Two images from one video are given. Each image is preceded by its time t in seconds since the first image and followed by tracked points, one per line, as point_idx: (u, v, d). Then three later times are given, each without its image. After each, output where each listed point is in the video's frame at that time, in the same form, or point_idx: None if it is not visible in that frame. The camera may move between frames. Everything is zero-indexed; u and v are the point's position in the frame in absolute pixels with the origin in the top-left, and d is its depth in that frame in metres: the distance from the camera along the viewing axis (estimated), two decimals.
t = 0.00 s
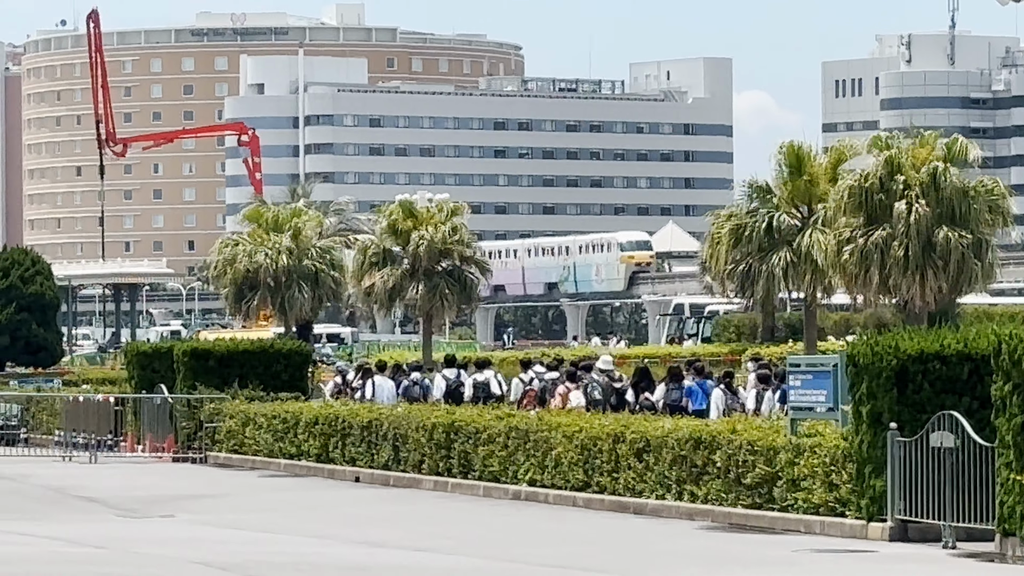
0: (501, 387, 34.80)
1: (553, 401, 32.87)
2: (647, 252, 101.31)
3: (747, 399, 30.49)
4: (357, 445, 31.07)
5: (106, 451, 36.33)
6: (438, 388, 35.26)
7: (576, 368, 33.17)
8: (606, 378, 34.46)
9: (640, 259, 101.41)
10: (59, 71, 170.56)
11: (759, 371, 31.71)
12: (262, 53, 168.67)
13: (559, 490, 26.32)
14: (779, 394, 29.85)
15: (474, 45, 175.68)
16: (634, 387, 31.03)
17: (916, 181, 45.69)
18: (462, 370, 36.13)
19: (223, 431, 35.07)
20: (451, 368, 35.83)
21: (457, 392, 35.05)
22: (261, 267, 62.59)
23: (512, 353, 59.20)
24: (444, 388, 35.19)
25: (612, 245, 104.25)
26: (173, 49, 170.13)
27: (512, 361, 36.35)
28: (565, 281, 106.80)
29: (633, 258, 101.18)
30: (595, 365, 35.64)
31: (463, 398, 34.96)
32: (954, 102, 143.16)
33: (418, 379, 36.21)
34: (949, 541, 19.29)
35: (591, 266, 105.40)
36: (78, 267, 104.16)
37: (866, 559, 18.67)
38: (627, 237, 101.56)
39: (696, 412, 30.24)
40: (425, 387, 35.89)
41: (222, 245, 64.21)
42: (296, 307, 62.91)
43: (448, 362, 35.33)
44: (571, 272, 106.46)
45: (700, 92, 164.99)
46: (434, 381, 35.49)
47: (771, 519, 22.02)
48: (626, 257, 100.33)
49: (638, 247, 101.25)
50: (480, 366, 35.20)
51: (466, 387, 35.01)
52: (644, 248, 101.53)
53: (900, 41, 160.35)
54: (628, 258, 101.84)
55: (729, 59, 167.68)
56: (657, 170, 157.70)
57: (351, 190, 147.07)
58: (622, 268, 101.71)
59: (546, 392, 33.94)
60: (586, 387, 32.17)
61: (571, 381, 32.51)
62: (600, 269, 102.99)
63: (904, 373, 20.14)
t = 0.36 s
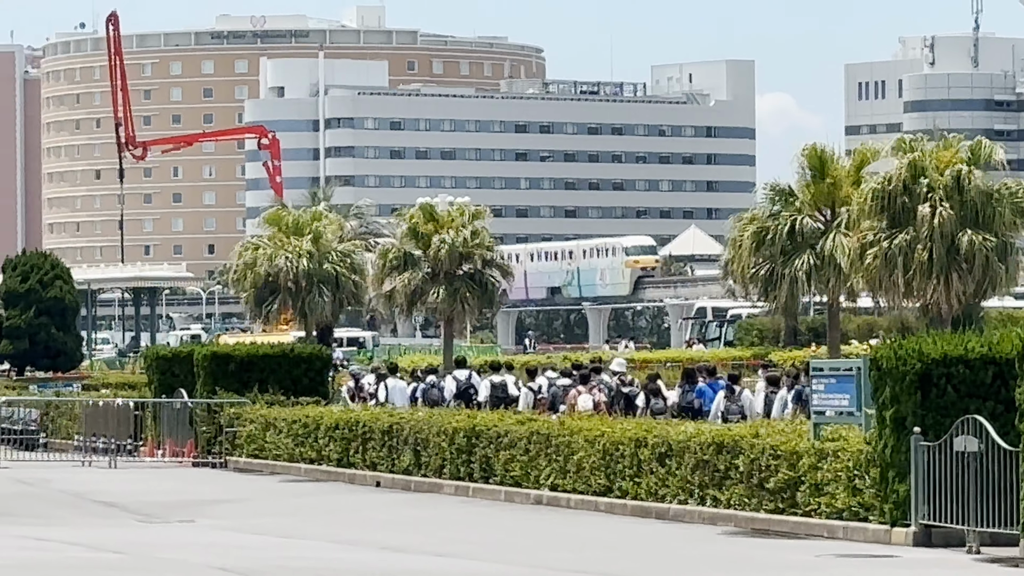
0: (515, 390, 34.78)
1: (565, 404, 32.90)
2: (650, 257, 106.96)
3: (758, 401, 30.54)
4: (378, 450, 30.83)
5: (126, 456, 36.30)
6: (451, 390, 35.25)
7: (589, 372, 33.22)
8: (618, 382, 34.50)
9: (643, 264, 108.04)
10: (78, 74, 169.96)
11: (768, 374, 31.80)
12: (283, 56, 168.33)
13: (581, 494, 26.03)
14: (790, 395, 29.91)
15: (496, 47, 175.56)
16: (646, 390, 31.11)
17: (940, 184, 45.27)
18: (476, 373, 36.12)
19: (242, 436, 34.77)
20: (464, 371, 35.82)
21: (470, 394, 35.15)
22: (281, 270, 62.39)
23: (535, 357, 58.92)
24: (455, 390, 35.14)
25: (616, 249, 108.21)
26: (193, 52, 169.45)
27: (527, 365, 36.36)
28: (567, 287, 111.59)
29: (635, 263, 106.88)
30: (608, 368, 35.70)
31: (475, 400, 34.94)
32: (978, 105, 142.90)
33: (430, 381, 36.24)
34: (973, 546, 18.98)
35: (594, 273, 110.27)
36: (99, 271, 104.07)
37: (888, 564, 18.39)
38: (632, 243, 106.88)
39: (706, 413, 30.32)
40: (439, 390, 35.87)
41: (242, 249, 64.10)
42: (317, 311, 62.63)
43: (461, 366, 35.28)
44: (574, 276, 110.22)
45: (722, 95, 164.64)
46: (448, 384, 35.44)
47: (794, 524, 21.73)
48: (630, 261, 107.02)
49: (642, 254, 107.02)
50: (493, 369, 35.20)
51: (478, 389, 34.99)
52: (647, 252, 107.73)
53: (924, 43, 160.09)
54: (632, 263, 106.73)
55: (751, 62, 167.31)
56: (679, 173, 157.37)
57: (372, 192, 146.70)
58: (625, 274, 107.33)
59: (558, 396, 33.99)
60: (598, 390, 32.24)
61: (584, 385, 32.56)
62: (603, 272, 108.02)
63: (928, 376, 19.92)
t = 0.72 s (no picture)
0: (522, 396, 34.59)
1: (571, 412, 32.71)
2: (648, 263, 109.44)
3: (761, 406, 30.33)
4: (390, 455, 30.58)
5: (136, 461, 35.65)
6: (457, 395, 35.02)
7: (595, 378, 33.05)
8: (625, 390, 34.30)
9: (640, 268, 110.18)
10: (89, 76, 169.26)
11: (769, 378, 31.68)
12: (294, 58, 167.68)
13: (594, 499, 25.80)
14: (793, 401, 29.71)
15: (508, 49, 174.99)
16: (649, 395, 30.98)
17: (954, 188, 44.98)
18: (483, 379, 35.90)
19: (254, 441, 34.64)
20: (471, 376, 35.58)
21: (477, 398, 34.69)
22: (293, 274, 62.25)
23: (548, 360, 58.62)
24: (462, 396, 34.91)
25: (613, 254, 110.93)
26: (203, 54, 168.29)
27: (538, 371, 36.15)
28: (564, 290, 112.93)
29: (631, 268, 109.02)
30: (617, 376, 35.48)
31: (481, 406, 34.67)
32: (993, 108, 142.77)
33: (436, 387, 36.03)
34: (989, 550, 18.75)
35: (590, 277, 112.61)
36: (108, 275, 103.88)
37: (903, 569, 18.17)
38: (629, 248, 109.99)
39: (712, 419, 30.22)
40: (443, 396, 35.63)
41: (253, 253, 63.82)
42: (329, 314, 62.53)
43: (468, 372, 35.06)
44: (570, 281, 112.79)
45: (736, 97, 164.25)
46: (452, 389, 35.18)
47: (809, 529, 21.48)
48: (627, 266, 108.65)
49: (639, 258, 109.17)
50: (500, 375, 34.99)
51: (484, 395, 34.75)
52: (645, 256, 109.93)
53: (938, 45, 159.80)
54: (629, 267, 109.41)
55: (765, 64, 166.83)
56: (693, 176, 156.83)
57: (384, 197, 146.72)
58: (622, 276, 109.18)
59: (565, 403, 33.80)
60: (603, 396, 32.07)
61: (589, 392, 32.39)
62: (600, 277, 110.04)
63: (943, 381, 19.72)
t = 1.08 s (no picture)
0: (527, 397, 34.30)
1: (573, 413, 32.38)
2: (642, 266, 108.28)
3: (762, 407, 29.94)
4: (400, 458, 30.20)
5: (145, 464, 35.58)
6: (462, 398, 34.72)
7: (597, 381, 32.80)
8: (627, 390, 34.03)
9: (636, 271, 108.98)
10: (97, 77, 168.47)
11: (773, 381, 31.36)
12: (305, 59, 166.85)
13: (606, 504, 25.43)
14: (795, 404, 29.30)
15: (518, 51, 174.33)
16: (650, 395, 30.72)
17: (969, 189, 44.55)
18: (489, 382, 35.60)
19: (263, 444, 34.14)
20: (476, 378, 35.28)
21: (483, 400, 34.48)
22: (303, 275, 61.83)
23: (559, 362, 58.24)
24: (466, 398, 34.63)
25: (607, 257, 109.89)
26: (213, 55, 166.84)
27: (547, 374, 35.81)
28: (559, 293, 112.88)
29: (625, 271, 108.22)
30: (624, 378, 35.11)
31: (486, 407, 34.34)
32: (1008, 109, 142.31)
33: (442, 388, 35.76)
34: (1004, 555, 18.39)
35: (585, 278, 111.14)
36: (116, 277, 103.33)
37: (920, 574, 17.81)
38: (624, 250, 108.90)
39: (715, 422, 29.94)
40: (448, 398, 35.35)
41: (263, 255, 63.51)
42: (339, 316, 62.20)
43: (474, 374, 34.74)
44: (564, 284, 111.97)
45: (749, 98, 163.67)
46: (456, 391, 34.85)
47: (823, 533, 21.12)
48: (622, 269, 108.28)
49: (634, 261, 109.02)
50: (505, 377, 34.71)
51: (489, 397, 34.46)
52: (641, 260, 109.35)
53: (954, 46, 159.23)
54: (622, 271, 108.48)
55: (778, 65, 166.19)
56: (705, 178, 155.89)
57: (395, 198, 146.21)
58: (616, 280, 109.12)
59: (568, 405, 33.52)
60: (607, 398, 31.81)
61: (591, 394, 32.10)
62: (594, 281, 110.10)
63: (958, 385, 19.34)
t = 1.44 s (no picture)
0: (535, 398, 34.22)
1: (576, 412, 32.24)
2: (638, 267, 107.90)
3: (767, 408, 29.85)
4: (413, 459, 30.03)
5: (158, 467, 35.32)
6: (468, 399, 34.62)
7: (602, 382, 32.72)
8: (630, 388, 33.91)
9: (631, 272, 108.12)
10: (109, 77, 168.37)
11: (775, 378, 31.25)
12: (318, 59, 166.59)
13: (621, 504, 25.24)
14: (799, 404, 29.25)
15: (532, 50, 174.15)
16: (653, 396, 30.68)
17: (985, 189, 44.22)
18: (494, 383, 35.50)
19: (276, 445, 33.99)
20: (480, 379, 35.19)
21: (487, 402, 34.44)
22: (315, 276, 61.75)
23: (574, 364, 58.15)
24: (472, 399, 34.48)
25: (604, 259, 109.18)
26: (226, 54, 166.73)
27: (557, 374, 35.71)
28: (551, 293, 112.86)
29: (623, 273, 107.79)
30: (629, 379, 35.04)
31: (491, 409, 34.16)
32: None
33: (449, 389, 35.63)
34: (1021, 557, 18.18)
35: (582, 280, 110.10)
36: (127, 278, 103.43)
37: None
38: (619, 252, 108.39)
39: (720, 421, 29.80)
40: (454, 399, 35.28)
41: (276, 254, 63.37)
42: (352, 318, 62.08)
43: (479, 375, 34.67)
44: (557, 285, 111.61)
45: (764, 98, 163.31)
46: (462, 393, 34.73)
47: (839, 535, 20.90)
48: (618, 270, 107.64)
49: (630, 262, 108.16)
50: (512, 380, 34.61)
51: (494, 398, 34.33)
52: (636, 261, 108.36)
53: (969, 46, 158.78)
54: (620, 272, 108.05)
55: (794, 65, 165.71)
56: (720, 178, 155.51)
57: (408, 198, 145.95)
58: (614, 282, 108.25)
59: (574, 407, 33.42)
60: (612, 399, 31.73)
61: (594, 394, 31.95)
62: (590, 282, 109.69)
63: (973, 385, 19.18)
